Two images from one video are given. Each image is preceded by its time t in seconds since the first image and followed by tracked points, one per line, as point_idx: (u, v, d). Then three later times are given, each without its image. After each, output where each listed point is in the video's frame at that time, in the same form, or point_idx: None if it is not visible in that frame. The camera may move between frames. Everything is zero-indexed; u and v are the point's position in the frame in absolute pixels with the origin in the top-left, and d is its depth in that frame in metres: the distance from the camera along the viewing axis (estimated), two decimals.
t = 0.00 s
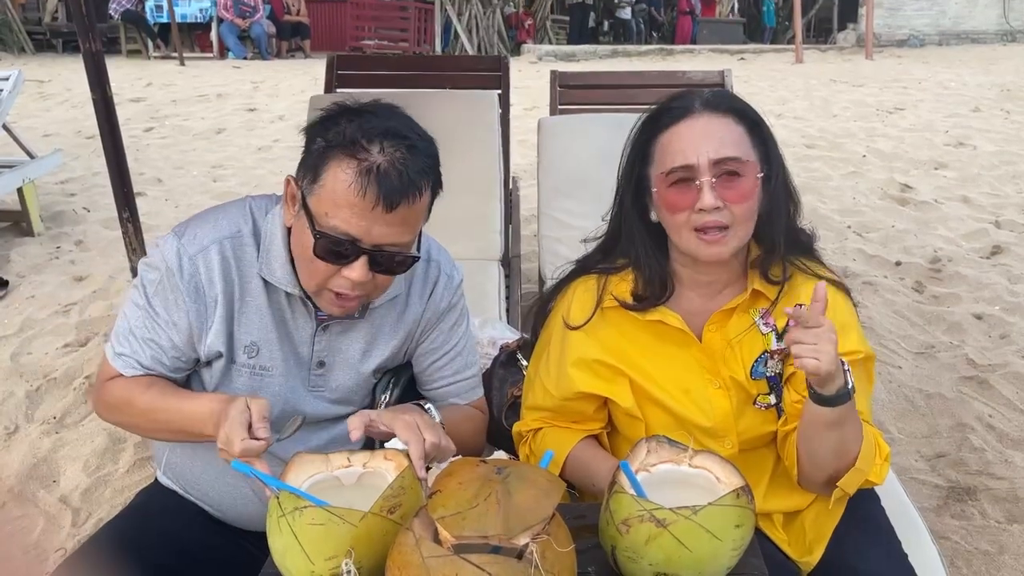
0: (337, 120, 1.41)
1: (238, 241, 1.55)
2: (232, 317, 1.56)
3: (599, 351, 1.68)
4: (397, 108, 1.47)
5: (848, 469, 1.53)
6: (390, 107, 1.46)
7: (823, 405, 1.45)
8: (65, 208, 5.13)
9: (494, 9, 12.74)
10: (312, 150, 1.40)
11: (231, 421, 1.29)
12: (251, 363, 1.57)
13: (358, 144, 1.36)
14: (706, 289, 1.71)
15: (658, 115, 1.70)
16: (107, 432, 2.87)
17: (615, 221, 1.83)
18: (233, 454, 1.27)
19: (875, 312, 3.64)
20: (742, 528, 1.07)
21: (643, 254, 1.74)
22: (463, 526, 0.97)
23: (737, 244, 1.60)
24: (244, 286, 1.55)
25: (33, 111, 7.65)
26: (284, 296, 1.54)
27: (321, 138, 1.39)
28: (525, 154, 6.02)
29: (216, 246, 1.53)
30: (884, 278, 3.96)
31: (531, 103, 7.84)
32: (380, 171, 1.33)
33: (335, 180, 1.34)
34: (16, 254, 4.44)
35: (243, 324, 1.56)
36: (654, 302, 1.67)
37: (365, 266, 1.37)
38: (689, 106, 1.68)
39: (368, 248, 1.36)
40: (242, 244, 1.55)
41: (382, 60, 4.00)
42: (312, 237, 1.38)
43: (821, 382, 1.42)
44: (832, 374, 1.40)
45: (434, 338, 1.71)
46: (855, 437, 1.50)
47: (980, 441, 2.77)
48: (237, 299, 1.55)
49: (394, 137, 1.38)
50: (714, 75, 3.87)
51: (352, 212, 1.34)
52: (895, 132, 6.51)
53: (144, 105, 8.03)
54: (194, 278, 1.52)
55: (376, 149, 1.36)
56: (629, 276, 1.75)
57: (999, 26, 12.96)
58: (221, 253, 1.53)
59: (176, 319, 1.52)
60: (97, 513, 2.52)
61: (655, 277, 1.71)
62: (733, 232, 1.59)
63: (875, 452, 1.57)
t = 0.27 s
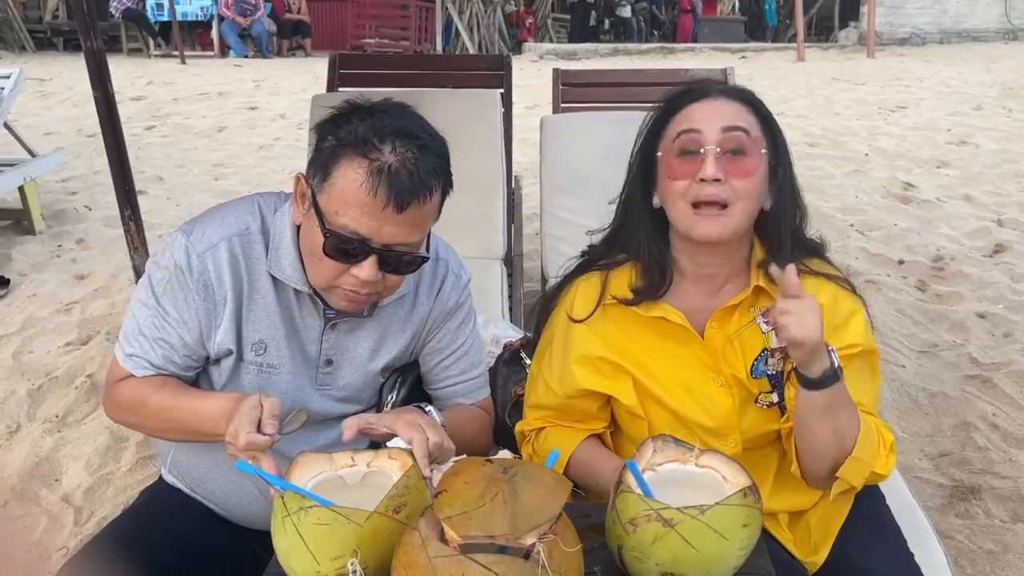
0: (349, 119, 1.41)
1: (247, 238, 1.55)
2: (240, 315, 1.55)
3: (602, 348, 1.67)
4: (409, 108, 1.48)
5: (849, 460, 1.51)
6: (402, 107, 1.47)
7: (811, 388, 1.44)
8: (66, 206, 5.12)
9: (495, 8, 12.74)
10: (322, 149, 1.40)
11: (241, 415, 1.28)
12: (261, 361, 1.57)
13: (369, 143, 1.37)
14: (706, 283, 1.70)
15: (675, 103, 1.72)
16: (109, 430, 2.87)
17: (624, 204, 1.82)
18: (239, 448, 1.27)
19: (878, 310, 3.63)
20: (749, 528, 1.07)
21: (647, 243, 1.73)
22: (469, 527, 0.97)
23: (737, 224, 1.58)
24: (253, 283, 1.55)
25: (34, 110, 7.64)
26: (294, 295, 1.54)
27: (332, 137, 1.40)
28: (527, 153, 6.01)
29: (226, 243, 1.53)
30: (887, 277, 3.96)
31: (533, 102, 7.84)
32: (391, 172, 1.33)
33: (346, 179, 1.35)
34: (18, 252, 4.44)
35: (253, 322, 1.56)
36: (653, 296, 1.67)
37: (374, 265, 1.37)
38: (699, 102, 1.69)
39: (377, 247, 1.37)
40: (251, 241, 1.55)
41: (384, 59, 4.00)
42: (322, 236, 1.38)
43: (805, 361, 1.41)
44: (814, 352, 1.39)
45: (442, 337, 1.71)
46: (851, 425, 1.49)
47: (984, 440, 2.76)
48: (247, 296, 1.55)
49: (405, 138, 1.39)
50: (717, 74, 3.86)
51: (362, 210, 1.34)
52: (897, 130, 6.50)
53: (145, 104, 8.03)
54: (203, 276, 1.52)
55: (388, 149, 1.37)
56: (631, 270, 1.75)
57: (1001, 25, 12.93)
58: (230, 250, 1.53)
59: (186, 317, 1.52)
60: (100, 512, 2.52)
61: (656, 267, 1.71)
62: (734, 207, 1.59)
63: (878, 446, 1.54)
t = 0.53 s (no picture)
0: (353, 117, 1.41)
1: (250, 235, 1.54)
2: (244, 313, 1.55)
3: (606, 347, 1.67)
4: (410, 104, 1.47)
5: (858, 443, 1.47)
6: (406, 104, 1.46)
7: (809, 369, 1.44)
8: (68, 205, 5.12)
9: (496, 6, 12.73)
10: (326, 146, 1.40)
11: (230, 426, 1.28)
12: (265, 359, 1.57)
13: (373, 140, 1.37)
14: (709, 282, 1.69)
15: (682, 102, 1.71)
16: (111, 429, 2.87)
17: (630, 200, 1.81)
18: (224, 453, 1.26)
19: (881, 309, 3.63)
20: (754, 527, 1.07)
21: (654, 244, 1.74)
22: (474, 526, 0.96)
23: (739, 235, 1.60)
24: (256, 282, 1.54)
25: (35, 108, 7.64)
26: (296, 293, 1.54)
27: (335, 133, 1.40)
28: (528, 151, 6.00)
29: (229, 242, 1.53)
30: (890, 275, 3.95)
31: (534, 100, 7.83)
32: (393, 168, 1.33)
33: (348, 175, 1.34)
34: (20, 251, 4.43)
35: (256, 321, 1.55)
36: (654, 294, 1.67)
37: (376, 263, 1.37)
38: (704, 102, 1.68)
39: (380, 245, 1.37)
40: (253, 239, 1.55)
41: (386, 56, 3.99)
42: (324, 233, 1.38)
43: (802, 341, 1.41)
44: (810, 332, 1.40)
45: (445, 335, 1.71)
46: (856, 410, 1.47)
47: (987, 439, 2.76)
48: (250, 295, 1.54)
49: (409, 135, 1.38)
50: (719, 72, 3.86)
51: (365, 208, 1.34)
52: (899, 128, 6.49)
53: (146, 102, 8.02)
54: (206, 274, 1.52)
55: (391, 146, 1.36)
56: (634, 269, 1.75)
57: (1002, 23, 12.90)
58: (233, 249, 1.53)
59: (191, 316, 1.52)
60: (102, 511, 2.51)
61: (659, 265, 1.71)
62: (732, 223, 1.59)
63: (887, 432, 1.50)
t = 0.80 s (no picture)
0: (357, 119, 1.42)
1: (251, 236, 1.55)
2: (246, 313, 1.55)
3: (605, 350, 1.67)
4: (417, 109, 1.48)
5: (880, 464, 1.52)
6: (410, 107, 1.47)
7: (875, 402, 1.41)
8: (70, 204, 5.13)
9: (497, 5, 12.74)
10: (329, 149, 1.41)
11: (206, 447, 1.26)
12: (267, 360, 1.57)
13: (377, 144, 1.37)
14: (711, 285, 1.68)
15: (684, 104, 1.71)
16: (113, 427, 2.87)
17: (630, 205, 1.80)
18: (204, 477, 1.24)
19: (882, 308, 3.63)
20: (756, 525, 1.07)
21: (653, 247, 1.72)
22: (476, 523, 0.96)
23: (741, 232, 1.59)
24: (258, 282, 1.55)
25: (37, 107, 7.65)
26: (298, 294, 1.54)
27: (339, 137, 1.40)
28: (529, 150, 6.00)
29: (231, 242, 1.53)
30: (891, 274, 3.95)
31: (535, 99, 7.83)
32: (396, 173, 1.34)
33: (351, 179, 1.35)
34: (21, 249, 4.44)
35: (258, 321, 1.56)
36: (655, 296, 1.66)
37: (376, 266, 1.37)
38: (705, 103, 1.68)
39: (380, 249, 1.36)
40: (254, 238, 1.55)
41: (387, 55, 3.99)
42: (326, 236, 1.39)
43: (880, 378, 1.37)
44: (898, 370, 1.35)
45: (447, 336, 1.71)
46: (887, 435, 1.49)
47: (989, 437, 2.76)
48: (251, 295, 1.55)
49: (414, 140, 1.39)
50: (721, 71, 3.85)
51: (367, 212, 1.34)
52: (901, 127, 6.49)
53: (148, 101, 8.03)
54: (207, 274, 1.52)
55: (395, 150, 1.37)
56: (634, 270, 1.74)
57: (1004, 21, 12.87)
58: (235, 249, 1.53)
59: (191, 315, 1.52)
60: (104, 509, 2.52)
61: (659, 266, 1.69)
62: (734, 221, 1.58)
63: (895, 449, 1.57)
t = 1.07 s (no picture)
0: (368, 123, 1.42)
1: (253, 236, 1.55)
2: (249, 314, 1.56)
3: (608, 350, 1.67)
4: (428, 115, 1.47)
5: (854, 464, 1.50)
6: (421, 112, 1.46)
7: (803, 404, 1.44)
8: (71, 203, 5.13)
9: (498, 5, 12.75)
10: (339, 154, 1.40)
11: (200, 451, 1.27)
12: (268, 361, 1.57)
13: (388, 153, 1.37)
14: (716, 284, 1.69)
15: (690, 102, 1.71)
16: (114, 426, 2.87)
17: (634, 202, 1.81)
18: (205, 480, 1.25)
19: (883, 306, 3.63)
20: (756, 520, 1.07)
21: (656, 246, 1.73)
22: (476, 518, 0.97)
23: (747, 232, 1.59)
24: (261, 284, 1.55)
25: (38, 106, 7.65)
26: (300, 297, 1.54)
27: (351, 142, 1.40)
28: (530, 148, 6.00)
29: (234, 242, 1.54)
30: (891, 272, 3.95)
31: (536, 98, 7.84)
32: (405, 184, 1.33)
33: (359, 189, 1.35)
34: (23, 248, 4.45)
35: (261, 323, 1.56)
36: (661, 296, 1.66)
37: (380, 274, 1.38)
38: (710, 103, 1.67)
39: (387, 258, 1.37)
40: (257, 240, 1.55)
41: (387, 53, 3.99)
42: (332, 240, 1.39)
43: (787, 381, 1.40)
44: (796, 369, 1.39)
45: (449, 336, 1.71)
46: (850, 433, 1.48)
47: (989, 435, 2.76)
48: (254, 295, 1.55)
49: (424, 150, 1.39)
50: (721, 69, 3.85)
51: (375, 221, 1.34)
52: (902, 126, 6.49)
53: (149, 100, 8.04)
54: (210, 273, 1.52)
55: (406, 159, 1.36)
56: (638, 270, 1.75)
57: (1005, 20, 12.86)
58: (238, 250, 1.54)
59: (192, 313, 1.52)
60: (106, 507, 2.52)
61: (663, 266, 1.70)
62: (743, 221, 1.58)
63: (885, 448, 1.52)
